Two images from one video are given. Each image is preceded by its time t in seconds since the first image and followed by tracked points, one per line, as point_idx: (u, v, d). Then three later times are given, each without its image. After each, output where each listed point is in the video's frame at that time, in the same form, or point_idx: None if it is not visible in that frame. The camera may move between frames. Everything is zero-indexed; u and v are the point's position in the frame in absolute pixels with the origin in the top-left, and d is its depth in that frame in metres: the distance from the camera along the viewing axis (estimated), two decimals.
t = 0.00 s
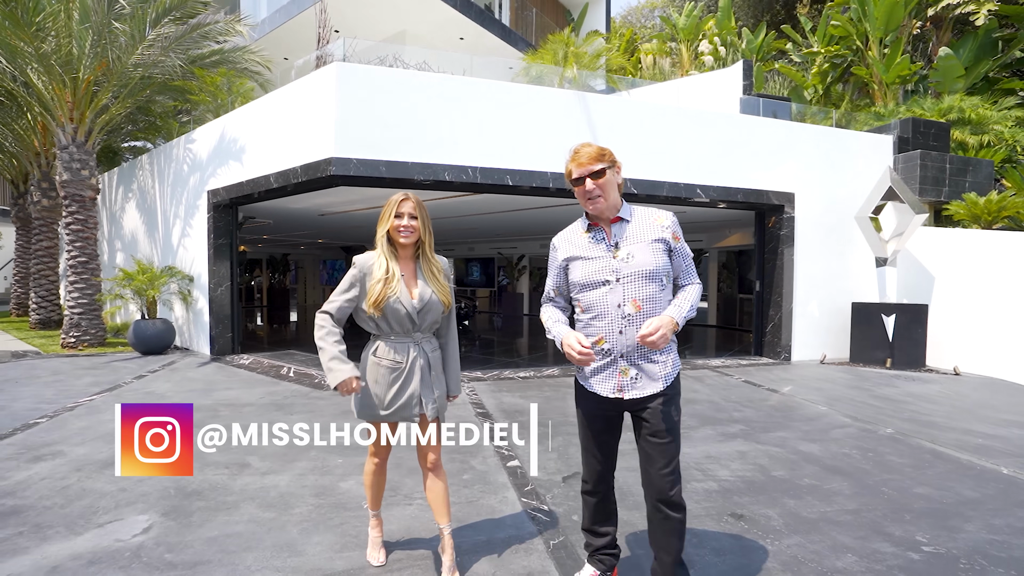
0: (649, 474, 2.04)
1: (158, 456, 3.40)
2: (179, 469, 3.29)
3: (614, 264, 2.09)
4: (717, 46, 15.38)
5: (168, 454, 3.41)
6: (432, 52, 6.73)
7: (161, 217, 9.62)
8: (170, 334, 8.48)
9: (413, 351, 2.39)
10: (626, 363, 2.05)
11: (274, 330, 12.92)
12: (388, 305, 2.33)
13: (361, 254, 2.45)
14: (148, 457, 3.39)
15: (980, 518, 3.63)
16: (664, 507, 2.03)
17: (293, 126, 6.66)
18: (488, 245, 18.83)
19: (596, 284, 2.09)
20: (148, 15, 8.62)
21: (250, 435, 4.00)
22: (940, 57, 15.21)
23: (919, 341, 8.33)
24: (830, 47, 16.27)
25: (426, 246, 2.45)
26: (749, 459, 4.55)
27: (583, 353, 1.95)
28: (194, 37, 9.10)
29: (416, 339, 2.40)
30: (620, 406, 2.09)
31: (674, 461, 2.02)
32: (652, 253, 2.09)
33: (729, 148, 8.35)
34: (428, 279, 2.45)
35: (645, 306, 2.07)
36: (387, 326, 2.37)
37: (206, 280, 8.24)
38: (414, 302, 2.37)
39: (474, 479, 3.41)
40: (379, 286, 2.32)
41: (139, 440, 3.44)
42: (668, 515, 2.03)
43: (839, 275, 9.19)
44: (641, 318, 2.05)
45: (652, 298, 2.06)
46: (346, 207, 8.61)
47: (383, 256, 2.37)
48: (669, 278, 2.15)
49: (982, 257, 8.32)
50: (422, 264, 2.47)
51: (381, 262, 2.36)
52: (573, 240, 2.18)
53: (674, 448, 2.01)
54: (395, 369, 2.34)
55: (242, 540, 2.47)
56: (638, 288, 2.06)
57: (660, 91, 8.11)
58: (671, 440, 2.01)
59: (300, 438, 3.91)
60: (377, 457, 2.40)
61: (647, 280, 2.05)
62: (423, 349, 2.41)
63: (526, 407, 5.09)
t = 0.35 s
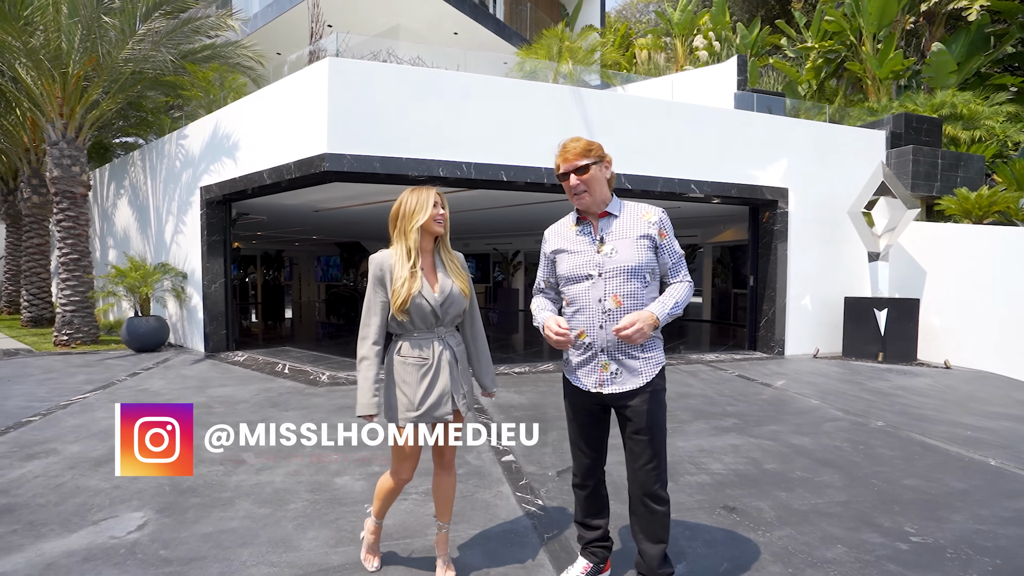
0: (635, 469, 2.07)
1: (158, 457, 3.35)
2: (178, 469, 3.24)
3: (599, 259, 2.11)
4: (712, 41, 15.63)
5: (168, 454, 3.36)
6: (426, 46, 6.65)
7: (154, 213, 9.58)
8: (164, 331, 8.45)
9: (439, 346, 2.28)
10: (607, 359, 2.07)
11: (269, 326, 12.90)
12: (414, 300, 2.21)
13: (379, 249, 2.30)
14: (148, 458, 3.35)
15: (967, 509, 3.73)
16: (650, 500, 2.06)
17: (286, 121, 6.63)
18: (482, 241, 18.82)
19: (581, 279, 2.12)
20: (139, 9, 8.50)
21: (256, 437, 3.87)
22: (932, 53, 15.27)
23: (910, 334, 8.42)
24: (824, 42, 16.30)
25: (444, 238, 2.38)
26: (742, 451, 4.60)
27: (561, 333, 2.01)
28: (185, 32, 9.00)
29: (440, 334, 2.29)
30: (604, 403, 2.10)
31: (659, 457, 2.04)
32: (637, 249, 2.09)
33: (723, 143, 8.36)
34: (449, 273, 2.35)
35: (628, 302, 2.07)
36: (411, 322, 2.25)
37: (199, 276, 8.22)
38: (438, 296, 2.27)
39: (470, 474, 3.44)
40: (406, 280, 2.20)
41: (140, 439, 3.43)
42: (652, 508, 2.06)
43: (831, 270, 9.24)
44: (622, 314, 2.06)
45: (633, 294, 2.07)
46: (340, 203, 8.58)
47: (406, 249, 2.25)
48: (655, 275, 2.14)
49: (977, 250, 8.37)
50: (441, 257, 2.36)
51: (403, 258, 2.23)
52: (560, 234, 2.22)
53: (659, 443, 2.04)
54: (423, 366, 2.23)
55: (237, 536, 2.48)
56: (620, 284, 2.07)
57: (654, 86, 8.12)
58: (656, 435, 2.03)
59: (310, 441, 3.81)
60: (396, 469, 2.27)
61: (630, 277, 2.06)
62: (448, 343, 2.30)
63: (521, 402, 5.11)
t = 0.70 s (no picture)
0: (625, 472, 2.04)
1: (158, 457, 3.26)
2: (179, 468, 3.17)
3: (592, 252, 2.11)
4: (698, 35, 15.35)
5: (169, 453, 3.28)
6: (415, 37, 6.60)
7: (135, 205, 9.42)
8: (146, 326, 8.33)
9: (440, 341, 2.25)
10: (588, 354, 2.07)
11: (255, 321, 12.77)
12: (418, 294, 2.17)
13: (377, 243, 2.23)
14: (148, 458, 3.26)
15: (945, 498, 3.82)
16: (638, 504, 2.04)
17: (271, 113, 6.51)
18: (470, 235, 18.76)
19: (576, 270, 2.16)
20: None
21: (254, 438, 3.76)
22: (916, 49, 15.42)
23: (892, 328, 8.54)
24: (810, 38, 16.39)
25: (441, 234, 2.38)
26: (727, 443, 4.64)
27: (520, 264, 2.19)
28: (165, 19, 8.78)
29: (441, 329, 2.27)
30: (590, 399, 2.10)
31: (650, 464, 2.00)
32: (630, 247, 2.03)
33: (710, 137, 8.39)
34: (447, 267, 2.33)
35: (611, 299, 2.04)
36: (413, 317, 2.20)
37: (182, 270, 8.11)
38: (439, 290, 2.24)
39: (458, 468, 3.44)
40: (410, 271, 2.16)
41: (141, 439, 3.34)
42: (641, 513, 2.04)
43: (816, 265, 9.32)
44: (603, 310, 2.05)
45: (617, 292, 2.03)
46: (327, 196, 8.49)
47: (407, 243, 2.22)
48: (653, 277, 2.04)
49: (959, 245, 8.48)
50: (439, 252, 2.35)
51: (403, 252, 2.19)
52: (571, 222, 2.26)
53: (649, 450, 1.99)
54: (425, 361, 2.18)
55: (222, 533, 2.45)
56: (606, 280, 2.05)
57: (643, 80, 8.13)
58: (644, 441, 1.99)
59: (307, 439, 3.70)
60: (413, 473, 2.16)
61: (615, 274, 2.03)
62: (449, 338, 2.28)
63: (509, 396, 5.11)
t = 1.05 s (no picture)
0: (628, 471, 2.12)
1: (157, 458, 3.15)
2: (180, 469, 3.08)
3: (603, 248, 2.15)
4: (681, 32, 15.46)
5: (168, 454, 3.17)
6: (397, 29, 6.46)
7: (107, 199, 9.18)
8: (120, 323, 8.14)
9: (434, 341, 2.20)
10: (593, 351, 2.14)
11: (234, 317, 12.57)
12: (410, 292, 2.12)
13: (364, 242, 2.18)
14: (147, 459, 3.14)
15: (921, 487, 3.90)
16: (640, 502, 2.12)
17: (249, 105, 6.35)
18: (453, 230, 18.68)
19: (592, 265, 2.21)
20: None
21: (254, 437, 3.68)
22: (892, 48, 15.66)
23: (869, 321, 8.70)
24: (791, 35, 16.56)
25: (430, 230, 2.34)
26: (711, 436, 4.68)
27: (522, 259, 2.22)
28: (137, 6, 8.56)
29: (434, 328, 2.22)
30: (596, 396, 2.16)
31: (653, 466, 2.07)
32: (633, 244, 2.01)
33: (693, 133, 8.42)
34: (437, 264, 2.29)
35: (612, 298, 2.06)
36: (405, 317, 2.15)
37: (158, 266, 7.92)
38: (431, 288, 2.20)
39: (443, 465, 3.42)
40: (401, 269, 2.11)
41: (139, 439, 3.20)
42: (642, 511, 2.12)
43: (795, 261, 9.45)
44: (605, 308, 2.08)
45: (617, 290, 2.04)
46: (307, 190, 8.36)
47: (396, 241, 2.17)
48: (656, 277, 1.99)
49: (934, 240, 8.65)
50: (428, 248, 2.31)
51: (393, 250, 2.14)
52: (597, 216, 2.31)
53: (653, 453, 2.05)
54: (419, 362, 2.13)
55: (201, 536, 2.39)
56: (609, 278, 2.07)
57: (628, 75, 8.12)
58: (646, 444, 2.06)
59: (307, 439, 3.62)
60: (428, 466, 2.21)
61: (617, 271, 2.04)
62: (442, 337, 2.23)
63: (494, 391, 5.09)
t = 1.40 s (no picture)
0: (617, 468, 2.11)
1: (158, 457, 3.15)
2: (179, 468, 3.04)
3: (600, 241, 2.18)
4: (660, 27, 15.65)
5: (169, 454, 3.16)
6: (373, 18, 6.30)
7: (68, 190, 8.83)
8: (82, 320, 7.85)
9: (426, 337, 2.20)
10: (587, 347, 2.16)
11: (205, 313, 12.26)
12: (403, 287, 2.09)
13: (351, 235, 2.12)
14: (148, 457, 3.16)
15: (892, 476, 3.99)
16: (628, 500, 2.12)
17: (220, 94, 6.12)
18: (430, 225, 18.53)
19: (588, 258, 2.25)
20: None
21: (254, 437, 3.54)
22: (862, 48, 15.99)
23: (840, 314, 8.89)
24: (765, 33, 16.79)
25: (415, 222, 2.32)
26: (690, 429, 4.72)
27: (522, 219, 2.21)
28: None
29: (426, 324, 2.21)
30: (591, 394, 2.18)
31: (642, 463, 2.06)
32: (629, 236, 2.05)
33: (671, 128, 8.47)
34: (426, 257, 2.27)
35: (607, 291, 2.10)
36: (398, 312, 2.12)
37: (123, 260, 7.65)
38: (423, 282, 2.18)
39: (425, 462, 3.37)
40: (394, 262, 2.08)
41: (140, 439, 3.24)
42: (630, 508, 2.11)
43: (770, 256, 9.59)
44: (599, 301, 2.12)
45: (612, 283, 2.08)
46: (281, 182, 8.15)
47: (386, 234, 2.14)
48: (652, 269, 2.02)
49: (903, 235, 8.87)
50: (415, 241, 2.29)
51: (383, 244, 2.11)
52: (595, 210, 2.35)
53: (644, 451, 2.05)
54: (413, 359, 2.13)
55: (173, 541, 2.30)
56: (604, 271, 2.11)
57: (607, 68, 8.11)
58: (636, 442, 2.05)
59: (307, 441, 3.50)
60: (415, 465, 2.17)
61: (613, 264, 2.07)
62: (432, 332, 2.23)
63: (474, 386, 5.04)
